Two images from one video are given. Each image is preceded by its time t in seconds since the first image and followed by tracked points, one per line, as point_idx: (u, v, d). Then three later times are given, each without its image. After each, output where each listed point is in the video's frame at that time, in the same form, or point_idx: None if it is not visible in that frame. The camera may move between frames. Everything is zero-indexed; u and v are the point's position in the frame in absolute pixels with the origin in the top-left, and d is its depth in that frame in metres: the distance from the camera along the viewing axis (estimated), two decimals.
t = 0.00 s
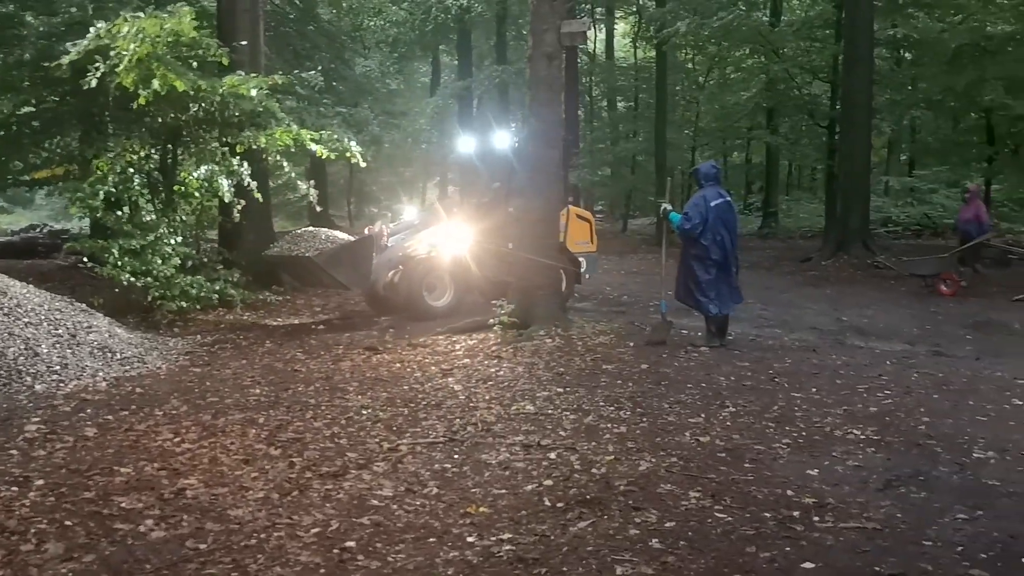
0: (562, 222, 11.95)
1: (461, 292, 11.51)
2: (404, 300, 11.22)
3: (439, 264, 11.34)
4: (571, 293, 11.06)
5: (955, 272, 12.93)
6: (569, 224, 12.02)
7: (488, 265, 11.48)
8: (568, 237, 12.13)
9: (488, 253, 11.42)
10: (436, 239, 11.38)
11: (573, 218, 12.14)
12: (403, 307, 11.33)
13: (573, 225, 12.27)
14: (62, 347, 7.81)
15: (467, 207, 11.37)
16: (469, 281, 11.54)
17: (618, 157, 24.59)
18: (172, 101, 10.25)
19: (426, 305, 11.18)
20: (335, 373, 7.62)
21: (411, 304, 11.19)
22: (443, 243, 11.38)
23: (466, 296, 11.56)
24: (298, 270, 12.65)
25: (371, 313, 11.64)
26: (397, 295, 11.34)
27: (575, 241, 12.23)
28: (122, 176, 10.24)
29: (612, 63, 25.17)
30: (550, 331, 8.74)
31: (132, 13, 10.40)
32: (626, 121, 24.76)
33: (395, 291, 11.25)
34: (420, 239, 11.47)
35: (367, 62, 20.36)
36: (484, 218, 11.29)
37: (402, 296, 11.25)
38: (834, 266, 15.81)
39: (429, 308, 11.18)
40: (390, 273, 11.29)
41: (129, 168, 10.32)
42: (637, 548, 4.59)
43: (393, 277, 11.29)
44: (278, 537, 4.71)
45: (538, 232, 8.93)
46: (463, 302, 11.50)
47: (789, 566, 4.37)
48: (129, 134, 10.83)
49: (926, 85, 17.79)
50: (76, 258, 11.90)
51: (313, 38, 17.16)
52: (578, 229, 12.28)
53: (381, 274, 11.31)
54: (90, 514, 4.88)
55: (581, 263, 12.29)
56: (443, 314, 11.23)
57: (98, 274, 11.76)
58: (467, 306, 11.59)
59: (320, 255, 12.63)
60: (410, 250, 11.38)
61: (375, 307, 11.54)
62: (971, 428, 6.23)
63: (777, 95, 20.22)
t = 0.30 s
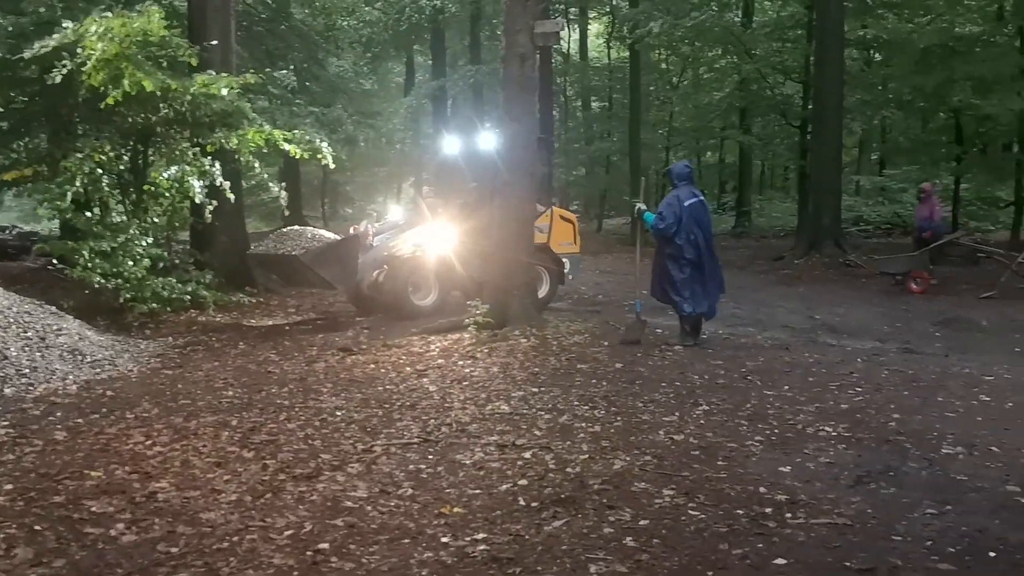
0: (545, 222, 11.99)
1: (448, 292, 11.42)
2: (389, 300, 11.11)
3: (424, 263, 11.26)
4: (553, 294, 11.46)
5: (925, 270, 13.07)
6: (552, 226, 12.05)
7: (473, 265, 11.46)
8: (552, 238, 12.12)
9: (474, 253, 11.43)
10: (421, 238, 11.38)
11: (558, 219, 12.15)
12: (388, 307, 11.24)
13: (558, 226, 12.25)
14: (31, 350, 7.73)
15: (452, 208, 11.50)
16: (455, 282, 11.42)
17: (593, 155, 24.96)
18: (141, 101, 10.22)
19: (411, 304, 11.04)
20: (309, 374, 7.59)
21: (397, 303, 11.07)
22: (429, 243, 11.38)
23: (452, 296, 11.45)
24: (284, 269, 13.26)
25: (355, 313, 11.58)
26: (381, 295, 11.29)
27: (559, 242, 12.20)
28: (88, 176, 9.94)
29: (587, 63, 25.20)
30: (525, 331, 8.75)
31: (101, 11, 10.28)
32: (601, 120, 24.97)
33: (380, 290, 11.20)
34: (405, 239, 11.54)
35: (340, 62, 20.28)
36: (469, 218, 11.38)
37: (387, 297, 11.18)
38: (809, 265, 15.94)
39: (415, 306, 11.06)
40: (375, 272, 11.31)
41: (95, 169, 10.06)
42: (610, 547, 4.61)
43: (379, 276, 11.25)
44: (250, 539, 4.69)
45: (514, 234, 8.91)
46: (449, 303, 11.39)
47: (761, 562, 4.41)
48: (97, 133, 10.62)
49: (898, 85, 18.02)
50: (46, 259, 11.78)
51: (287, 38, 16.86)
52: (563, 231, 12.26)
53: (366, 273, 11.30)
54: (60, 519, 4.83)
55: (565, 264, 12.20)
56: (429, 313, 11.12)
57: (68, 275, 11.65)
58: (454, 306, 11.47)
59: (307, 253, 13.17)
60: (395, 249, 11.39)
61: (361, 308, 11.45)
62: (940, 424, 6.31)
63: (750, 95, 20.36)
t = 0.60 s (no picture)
0: (523, 223, 12.30)
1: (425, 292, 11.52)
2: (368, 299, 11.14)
3: (404, 263, 11.32)
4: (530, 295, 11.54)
5: (889, 269, 13.22)
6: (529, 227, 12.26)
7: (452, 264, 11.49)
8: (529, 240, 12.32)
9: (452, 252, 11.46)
10: (401, 239, 11.48)
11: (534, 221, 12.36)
12: (368, 306, 11.24)
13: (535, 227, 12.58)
14: None
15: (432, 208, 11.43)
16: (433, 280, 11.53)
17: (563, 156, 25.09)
18: (105, 100, 9.95)
19: (391, 302, 11.15)
20: (276, 375, 7.55)
21: (377, 302, 11.12)
22: (408, 243, 11.45)
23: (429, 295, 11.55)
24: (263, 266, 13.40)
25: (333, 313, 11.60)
26: (360, 294, 11.26)
27: (536, 243, 12.40)
28: (50, 176, 9.84)
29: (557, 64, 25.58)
30: (494, 331, 8.80)
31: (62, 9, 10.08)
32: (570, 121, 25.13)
33: (359, 290, 11.21)
34: (384, 239, 11.56)
35: (308, 61, 20.15)
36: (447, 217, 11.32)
37: (366, 296, 11.18)
38: (779, 264, 16.08)
39: (395, 305, 11.16)
40: (354, 271, 11.35)
41: (57, 168, 9.89)
42: (578, 545, 4.62)
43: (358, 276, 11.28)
44: (216, 542, 4.65)
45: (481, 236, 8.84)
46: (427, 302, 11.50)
47: (727, 559, 4.44)
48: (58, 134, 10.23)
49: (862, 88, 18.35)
50: (8, 259, 11.63)
51: (254, 37, 16.94)
52: (539, 232, 12.49)
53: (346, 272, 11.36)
54: (21, 523, 4.76)
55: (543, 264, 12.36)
56: (409, 313, 11.22)
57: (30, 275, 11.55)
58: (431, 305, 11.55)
59: (286, 251, 13.24)
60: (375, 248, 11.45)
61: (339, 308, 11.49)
62: (903, 421, 6.40)
63: (718, 95, 20.86)
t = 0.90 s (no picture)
0: (497, 224, 12.14)
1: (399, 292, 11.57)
2: (344, 301, 11.12)
3: (378, 262, 11.36)
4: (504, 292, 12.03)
5: (852, 269, 13.38)
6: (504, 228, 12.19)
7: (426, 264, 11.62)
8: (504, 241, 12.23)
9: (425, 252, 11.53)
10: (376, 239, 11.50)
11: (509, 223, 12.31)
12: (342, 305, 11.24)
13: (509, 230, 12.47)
14: None
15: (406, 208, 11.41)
16: (407, 280, 11.58)
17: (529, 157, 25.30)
18: (65, 98, 9.72)
19: (367, 303, 11.17)
20: (240, 376, 7.49)
21: (353, 302, 11.13)
22: (384, 243, 11.47)
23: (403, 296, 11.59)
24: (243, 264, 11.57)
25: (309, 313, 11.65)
26: (336, 294, 11.26)
27: (511, 245, 12.31)
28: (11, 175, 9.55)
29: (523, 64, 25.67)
30: (461, 331, 8.83)
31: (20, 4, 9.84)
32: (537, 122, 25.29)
33: (334, 290, 11.19)
34: (360, 239, 11.58)
35: (273, 60, 20.04)
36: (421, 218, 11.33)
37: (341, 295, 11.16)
38: (746, 264, 16.22)
39: (371, 305, 11.18)
40: (329, 270, 11.33)
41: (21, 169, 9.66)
42: (544, 545, 4.63)
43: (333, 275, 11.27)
44: (177, 545, 4.60)
45: (450, 234, 8.79)
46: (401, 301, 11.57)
47: (691, 557, 4.47)
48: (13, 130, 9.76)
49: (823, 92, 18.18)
50: None
51: (218, 34, 17.08)
52: (513, 234, 12.40)
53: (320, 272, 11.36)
54: None
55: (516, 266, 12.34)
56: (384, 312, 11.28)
57: None
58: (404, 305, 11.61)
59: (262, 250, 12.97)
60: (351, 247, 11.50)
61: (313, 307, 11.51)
62: (864, 419, 6.48)
63: (684, 96, 20.99)
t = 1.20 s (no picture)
0: (480, 225, 12.16)
1: (382, 290, 11.61)
2: (328, 299, 11.09)
3: (360, 259, 11.37)
4: (486, 293, 12.06)
5: (824, 269, 13.50)
6: (487, 229, 12.20)
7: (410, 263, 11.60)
8: (487, 243, 12.24)
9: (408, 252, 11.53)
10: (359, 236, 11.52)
11: (492, 224, 12.34)
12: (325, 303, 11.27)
13: (492, 231, 12.49)
14: None
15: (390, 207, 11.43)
16: (389, 279, 11.60)
17: (504, 157, 25.35)
18: (34, 97, 9.52)
19: (351, 301, 11.15)
20: (212, 377, 7.44)
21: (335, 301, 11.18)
22: (366, 242, 11.48)
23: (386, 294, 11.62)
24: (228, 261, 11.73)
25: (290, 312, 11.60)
26: (319, 292, 11.27)
27: (494, 246, 12.32)
28: None
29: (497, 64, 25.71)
30: (435, 331, 8.84)
31: None
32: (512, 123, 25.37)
33: (317, 288, 11.22)
34: (343, 237, 11.56)
35: (247, 58, 19.92)
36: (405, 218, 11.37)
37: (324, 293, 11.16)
38: (722, 264, 16.32)
39: (354, 303, 11.16)
40: (312, 269, 11.33)
41: None
42: (518, 546, 4.62)
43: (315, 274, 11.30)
44: (147, 547, 4.55)
45: (428, 238, 8.78)
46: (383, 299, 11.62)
47: (664, 556, 4.48)
48: None
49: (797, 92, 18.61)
50: None
51: (189, 32, 17.09)
52: (496, 235, 12.44)
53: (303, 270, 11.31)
54: None
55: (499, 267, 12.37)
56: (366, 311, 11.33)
57: None
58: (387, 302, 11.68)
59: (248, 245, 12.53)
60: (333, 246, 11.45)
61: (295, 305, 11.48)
62: (836, 419, 6.53)
63: (659, 97, 21.22)
